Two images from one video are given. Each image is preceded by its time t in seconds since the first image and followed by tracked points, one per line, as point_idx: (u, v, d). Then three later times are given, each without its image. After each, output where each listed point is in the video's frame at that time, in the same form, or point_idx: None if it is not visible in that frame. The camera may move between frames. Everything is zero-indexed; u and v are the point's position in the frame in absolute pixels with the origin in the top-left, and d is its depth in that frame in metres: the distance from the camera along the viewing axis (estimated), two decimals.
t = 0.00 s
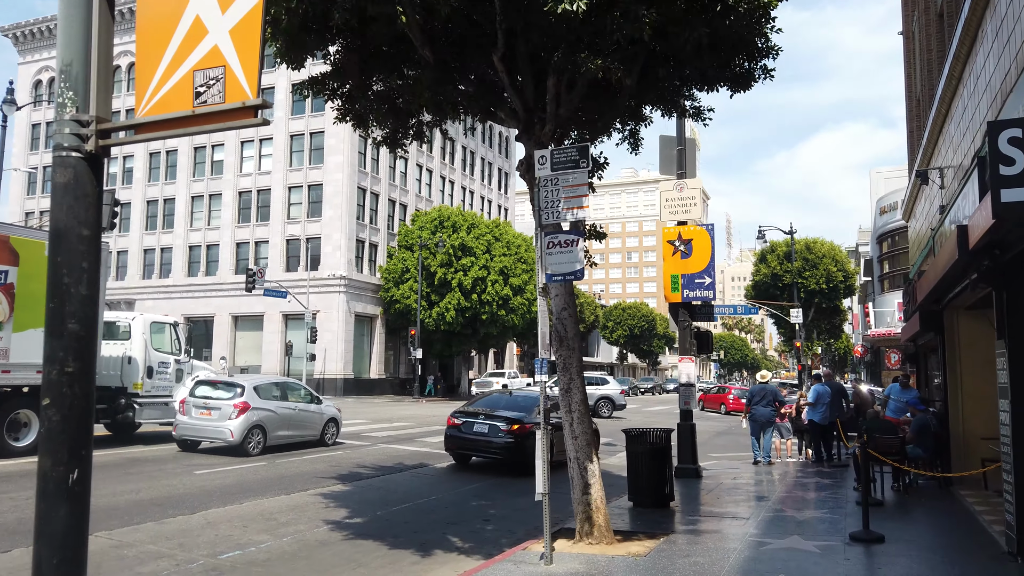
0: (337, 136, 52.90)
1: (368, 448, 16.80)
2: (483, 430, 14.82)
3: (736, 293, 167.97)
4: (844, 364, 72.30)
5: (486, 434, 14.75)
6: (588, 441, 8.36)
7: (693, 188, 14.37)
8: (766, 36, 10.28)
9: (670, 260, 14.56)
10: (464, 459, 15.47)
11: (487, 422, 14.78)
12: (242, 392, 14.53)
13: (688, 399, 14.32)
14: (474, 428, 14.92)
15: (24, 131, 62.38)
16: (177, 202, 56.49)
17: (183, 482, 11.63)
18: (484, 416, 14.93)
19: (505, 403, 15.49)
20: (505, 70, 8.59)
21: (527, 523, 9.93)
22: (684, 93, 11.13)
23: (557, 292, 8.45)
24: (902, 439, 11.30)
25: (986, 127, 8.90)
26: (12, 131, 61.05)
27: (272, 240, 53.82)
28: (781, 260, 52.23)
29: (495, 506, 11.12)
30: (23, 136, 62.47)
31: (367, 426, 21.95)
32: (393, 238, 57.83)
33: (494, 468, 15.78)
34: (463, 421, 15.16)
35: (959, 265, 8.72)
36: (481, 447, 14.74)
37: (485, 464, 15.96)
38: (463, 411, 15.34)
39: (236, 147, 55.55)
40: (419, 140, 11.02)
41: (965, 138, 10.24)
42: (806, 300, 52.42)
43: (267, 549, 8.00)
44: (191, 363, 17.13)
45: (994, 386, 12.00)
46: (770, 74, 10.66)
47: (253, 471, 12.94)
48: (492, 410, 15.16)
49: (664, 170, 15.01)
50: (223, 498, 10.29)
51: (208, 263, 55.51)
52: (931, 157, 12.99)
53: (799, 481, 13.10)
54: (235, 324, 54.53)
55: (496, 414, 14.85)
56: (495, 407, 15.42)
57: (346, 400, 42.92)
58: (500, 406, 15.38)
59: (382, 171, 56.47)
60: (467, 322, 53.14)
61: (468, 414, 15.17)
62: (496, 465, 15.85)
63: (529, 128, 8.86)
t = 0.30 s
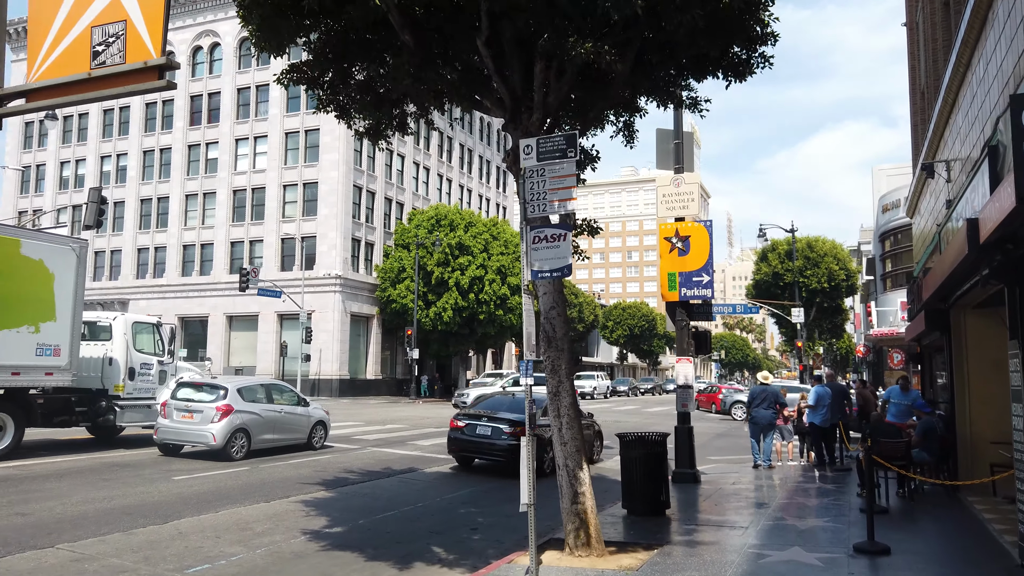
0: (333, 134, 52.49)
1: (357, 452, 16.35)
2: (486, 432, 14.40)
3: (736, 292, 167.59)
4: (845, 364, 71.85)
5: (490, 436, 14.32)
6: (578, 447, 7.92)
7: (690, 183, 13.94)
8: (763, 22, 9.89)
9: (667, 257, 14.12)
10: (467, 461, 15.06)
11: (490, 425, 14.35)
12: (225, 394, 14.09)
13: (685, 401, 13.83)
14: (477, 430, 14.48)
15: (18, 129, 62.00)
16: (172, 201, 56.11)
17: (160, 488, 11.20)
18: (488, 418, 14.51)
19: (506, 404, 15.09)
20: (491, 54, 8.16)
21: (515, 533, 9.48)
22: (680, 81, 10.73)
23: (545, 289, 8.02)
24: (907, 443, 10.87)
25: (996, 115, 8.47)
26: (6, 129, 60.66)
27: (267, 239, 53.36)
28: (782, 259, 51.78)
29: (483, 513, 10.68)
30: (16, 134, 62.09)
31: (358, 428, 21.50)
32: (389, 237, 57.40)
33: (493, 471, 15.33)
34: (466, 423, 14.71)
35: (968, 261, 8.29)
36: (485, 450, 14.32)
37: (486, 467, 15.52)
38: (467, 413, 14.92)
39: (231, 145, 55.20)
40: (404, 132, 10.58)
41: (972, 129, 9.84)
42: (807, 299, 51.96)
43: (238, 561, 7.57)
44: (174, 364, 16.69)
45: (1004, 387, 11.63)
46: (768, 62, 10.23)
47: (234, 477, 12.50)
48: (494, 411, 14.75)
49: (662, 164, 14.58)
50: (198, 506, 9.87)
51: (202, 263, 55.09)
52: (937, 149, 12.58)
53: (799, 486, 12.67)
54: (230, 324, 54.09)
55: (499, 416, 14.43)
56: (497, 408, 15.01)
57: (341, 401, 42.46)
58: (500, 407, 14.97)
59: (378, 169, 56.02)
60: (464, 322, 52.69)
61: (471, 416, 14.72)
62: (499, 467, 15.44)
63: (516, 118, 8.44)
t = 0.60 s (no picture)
0: (333, 132, 52.26)
1: (352, 452, 16.01)
2: (497, 431, 14.16)
3: (739, 291, 167.16)
4: (849, 363, 71.47)
5: (501, 435, 14.07)
6: (575, 448, 7.58)
7: (692, 177, 13.60)
8: (766, 8, 9.57)
9: (668, 253, 13.76)
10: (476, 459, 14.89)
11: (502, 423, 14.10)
12: (217, 393, 13.78)
13: (687, 401, 13.51)
14: (488, 429, 14.26)
15: (19, 128, 61.93)
16: (173, 199, 55.95)
17: (145, 489, 10.87)
18: (498, 416, 14.27)
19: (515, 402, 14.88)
20: (482, 37, 7.85)
21: (510, 537, 9.15)
22: (681, 71, 10.39)
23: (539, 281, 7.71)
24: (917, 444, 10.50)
25: (1013, 101, 8.11)
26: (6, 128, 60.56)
27: (268, 238, 53.12)
28: (785, 258, 51.39)
29: (478, 516, 10.32)
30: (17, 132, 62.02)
31: (355, 427, 21.17)
32: (390, 236, 57.12)
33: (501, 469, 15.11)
34: (477, 422, 14.48)
35: (985, 253, 7.93)
36: (496, 449, 14.11)
37: (496, 464, 15.35)
38: (477, 411, 14.68)
39: (232, 144, 55.01)
40: (396, 122, 10.27)
41: (986, 117, 9.50)
42: (810, 298, 51.60)
43: (218, 567, 7.23)
44: (167, 363, 16.39)
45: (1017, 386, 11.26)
46: (772, 51, 9.86)
47: (223, 478, 12.16)
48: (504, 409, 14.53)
49: (663, 158, 14.19)
50: (183, 508, 9.54)
51: (203, 261, 54.84)
52: (946, 141, 12.21)
53: (805, 488, 12.30)
54: (231, 323, 53.86)
55: (509, 415, 14.18)
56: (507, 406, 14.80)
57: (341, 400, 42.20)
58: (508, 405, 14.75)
59: (379, 167, 55.73)
60: (465, 320, 52.39)
61: (481, 415, 14.50)
62: (500, 466, 15.14)
63: (509, 105, 8.12)
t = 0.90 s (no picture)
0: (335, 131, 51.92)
1: (347, 456, 15.60)
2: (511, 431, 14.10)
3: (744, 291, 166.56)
4: (854, 363, 70.90)
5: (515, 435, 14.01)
6: (570, 454, 7.19)
7: (696, 172, 13.25)
8: None
9: (671, 250, 13.33)
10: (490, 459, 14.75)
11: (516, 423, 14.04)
12: (207, 395, 13.41)
13: (691, 403, 13.08)
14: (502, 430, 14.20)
15: (21, 126, 61.94)
16: (174, 198, 55.73)
17: (129, 494, 10.53)
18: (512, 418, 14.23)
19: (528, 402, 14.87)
20: (475, 22, 7.47)
21: (505, 546, 8.76)
22: (684, 61, 10.02)
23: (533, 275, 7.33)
24: (932, 449, 10.07)
25: None
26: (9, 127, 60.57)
27: (269, 237, 52.81)
28: (791, 257, 50.90)
29: (473, 524, 9.94)
30: (19, 131, 62.03)
31: (352, 429, 20.79)
32: (392, 235, 56.75)
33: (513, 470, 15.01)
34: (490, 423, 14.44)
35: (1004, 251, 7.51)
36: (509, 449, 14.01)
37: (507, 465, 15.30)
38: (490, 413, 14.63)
39: (234, 142, 54.76)
40: (387, 112, 9.95)
41: (1003, 108, 9.07)
42: (816, 298, 51.10)
43: None
44: (158, 363, 16.04)
45: None
46: (779, 41, 9.46)
47: (212, 482, 11.80)
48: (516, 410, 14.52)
49: (665, 153, 13.73)
50: (165, 515, 9.17)
51: (204, 261, 54.59)
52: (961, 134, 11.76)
53: (813, 494, 11.86)
54: (232, 322, 53.59)
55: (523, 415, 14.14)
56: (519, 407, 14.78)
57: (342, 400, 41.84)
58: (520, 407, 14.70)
59: (382, 166, 55.37)
60: (467, 320, 52.01)
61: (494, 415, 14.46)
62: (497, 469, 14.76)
63: (504, 93, 7.74)
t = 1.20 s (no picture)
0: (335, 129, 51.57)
1: (339, 456, 15.24)
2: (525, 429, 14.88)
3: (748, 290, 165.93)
4: (859, 362, 70.34)
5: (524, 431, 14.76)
6: (558, 452, 6.82)
7: (695, 163, 12.84)
8: None
9: (669, 244, 12.97)
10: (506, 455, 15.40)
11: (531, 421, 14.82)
12: (193, 393, 13.07)
13: (689, 401, 12.64)
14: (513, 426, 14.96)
15: (22, 126, 61.85)
16: (174, 197, 55.50)
17: (108, 494, 10.20)
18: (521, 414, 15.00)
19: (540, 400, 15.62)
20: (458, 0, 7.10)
21: (493, 550, 8.39)
22: (681, 44, 9.65)
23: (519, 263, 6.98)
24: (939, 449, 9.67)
25: None
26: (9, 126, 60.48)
27: (270, 236, 52.50)
28: (795, 255, 50.46)
29: (462, 526, 9.58)
30: (20, 131, 61.93)
31: (347, 428, 20.43)
32: (393, 233, 56.43)
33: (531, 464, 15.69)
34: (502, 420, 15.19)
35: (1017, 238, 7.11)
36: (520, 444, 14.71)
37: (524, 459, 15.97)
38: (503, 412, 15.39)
39: (234, 141, 54.53)
40: (372, 99, 9.64)
41: (1014, 91, 8.67)
42: (820, 296, 50.63)
43: None
44: (148, 362, 15.72)
45: None
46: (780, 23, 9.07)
47: (196, 482, 11.47)
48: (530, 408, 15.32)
49: (663, 144, 13.33)
50: (139, 517, 8.82)
51: (205, 260, 54.35)
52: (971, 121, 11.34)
53: (816, 495, 11.44)
54: (233, 322, 53.30)
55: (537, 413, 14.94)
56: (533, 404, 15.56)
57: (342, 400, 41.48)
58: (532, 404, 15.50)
59: (382, 164, 55.06)
60: (469, 319, 51.64)
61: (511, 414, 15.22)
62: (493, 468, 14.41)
63: (490, 75, 7.36)
